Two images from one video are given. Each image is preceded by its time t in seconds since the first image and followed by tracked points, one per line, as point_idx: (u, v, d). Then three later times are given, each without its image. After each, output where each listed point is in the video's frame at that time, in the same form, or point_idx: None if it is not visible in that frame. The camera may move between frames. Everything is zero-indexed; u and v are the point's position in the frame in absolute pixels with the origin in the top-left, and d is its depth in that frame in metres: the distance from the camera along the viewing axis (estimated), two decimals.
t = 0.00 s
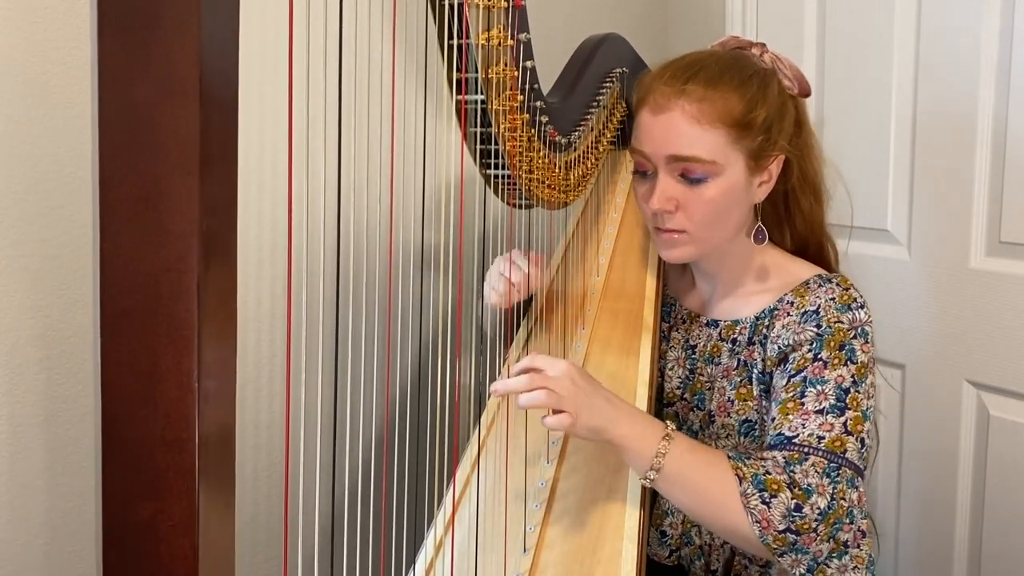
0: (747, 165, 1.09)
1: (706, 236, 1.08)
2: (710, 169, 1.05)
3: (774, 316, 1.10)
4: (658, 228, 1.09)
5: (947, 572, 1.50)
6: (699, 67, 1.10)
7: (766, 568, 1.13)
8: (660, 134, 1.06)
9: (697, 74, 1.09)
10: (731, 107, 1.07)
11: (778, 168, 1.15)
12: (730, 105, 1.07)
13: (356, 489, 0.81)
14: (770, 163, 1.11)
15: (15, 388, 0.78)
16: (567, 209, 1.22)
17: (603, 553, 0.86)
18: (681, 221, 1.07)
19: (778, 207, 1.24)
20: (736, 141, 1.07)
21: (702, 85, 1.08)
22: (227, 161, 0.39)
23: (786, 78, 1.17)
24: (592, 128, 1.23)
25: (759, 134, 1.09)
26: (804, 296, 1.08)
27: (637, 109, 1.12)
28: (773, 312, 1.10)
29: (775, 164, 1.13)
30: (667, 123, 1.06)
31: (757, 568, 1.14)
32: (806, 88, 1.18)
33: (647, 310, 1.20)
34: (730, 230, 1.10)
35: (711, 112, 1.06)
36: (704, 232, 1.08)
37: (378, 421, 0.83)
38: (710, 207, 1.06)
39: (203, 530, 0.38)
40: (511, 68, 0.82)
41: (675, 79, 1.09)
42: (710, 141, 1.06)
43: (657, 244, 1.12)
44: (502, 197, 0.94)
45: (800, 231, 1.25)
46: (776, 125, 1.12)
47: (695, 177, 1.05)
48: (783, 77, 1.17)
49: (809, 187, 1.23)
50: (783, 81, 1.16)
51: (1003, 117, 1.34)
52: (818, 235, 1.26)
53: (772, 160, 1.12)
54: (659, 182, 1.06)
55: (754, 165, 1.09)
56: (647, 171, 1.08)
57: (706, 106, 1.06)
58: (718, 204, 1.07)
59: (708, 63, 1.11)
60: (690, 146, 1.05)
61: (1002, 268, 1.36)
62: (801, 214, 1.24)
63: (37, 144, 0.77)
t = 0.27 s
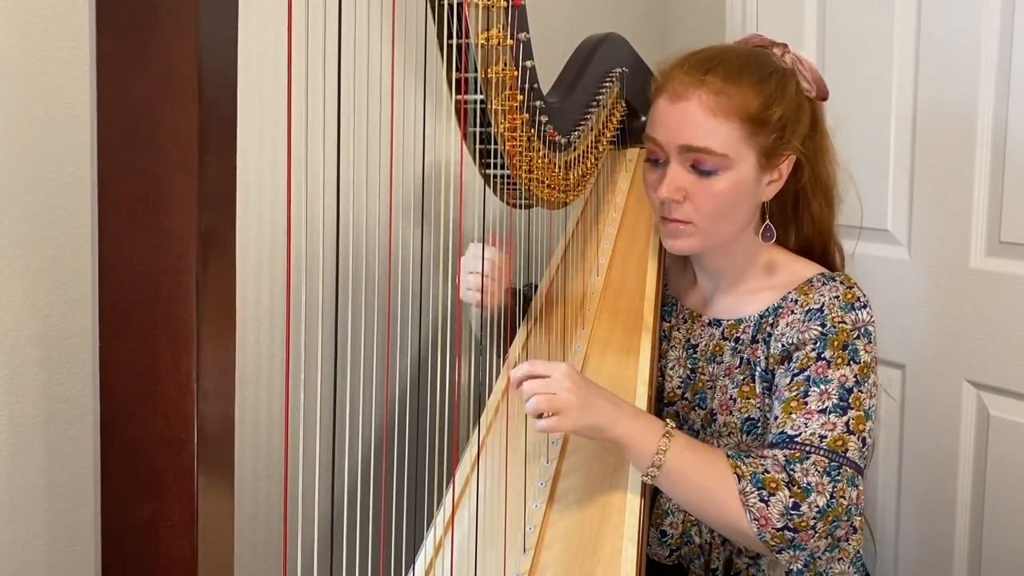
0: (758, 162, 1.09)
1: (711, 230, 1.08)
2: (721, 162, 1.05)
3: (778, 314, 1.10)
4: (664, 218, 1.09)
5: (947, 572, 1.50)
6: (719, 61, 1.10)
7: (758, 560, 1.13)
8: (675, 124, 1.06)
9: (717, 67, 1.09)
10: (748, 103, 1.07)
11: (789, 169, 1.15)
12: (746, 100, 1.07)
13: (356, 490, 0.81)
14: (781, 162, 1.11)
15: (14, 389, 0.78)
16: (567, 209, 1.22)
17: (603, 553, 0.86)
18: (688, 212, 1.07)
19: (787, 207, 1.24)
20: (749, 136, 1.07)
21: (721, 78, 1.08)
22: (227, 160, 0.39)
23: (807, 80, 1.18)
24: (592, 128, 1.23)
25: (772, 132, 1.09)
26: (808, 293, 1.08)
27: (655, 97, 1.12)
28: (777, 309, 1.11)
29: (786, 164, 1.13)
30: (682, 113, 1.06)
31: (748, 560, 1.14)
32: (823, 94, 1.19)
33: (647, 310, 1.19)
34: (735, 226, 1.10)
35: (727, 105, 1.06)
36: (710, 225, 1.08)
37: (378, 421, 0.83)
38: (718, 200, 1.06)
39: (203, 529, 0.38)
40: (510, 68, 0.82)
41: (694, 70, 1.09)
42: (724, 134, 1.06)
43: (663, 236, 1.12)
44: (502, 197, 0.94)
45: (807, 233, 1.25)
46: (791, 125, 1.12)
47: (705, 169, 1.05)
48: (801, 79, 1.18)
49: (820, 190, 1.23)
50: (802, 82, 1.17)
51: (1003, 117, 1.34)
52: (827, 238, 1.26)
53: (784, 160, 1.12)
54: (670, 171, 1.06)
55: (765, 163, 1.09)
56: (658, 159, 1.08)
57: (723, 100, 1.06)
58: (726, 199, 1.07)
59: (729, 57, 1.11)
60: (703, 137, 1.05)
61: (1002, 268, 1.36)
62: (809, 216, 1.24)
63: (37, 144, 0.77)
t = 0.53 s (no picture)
0: (763, 162, 1.09)
1: (712, 224, 1.08)
2: (724, 158, 1.06)
3: (783, 310, 1.11)
4: (666, 210, 1.10)
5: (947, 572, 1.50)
6: (732, 58, 1.10)
7: (775, 564, 1.13)
8: (682, 117, 1.07)
9: (729, 64, 1.09)
10: (755, 102, 1.07)
11: (796, 172, 1.14)
12: (753, 99, 1.07)
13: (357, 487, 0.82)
14: (787, 162, 1.11)
15: (15, 388, 0.78)
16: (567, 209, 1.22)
17: (603, 553, 0.87)
18: (689, 205, 1.08)
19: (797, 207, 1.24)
20: (754, 135, 1.07)
21: (731, 76, 1.08)
22: (228, 160, 0.39)
23: (824, 84, 1.16)
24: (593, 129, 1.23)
25: (779, 133, 1.08)
26: (813, 289, 1.09)
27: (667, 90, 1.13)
28: (782, 305, 1.11)
29: (794, 165, 1.13)
30: (690, 108, 1.07)
31: (764, 566, 1.13)
32: (842, 99, 1.17)
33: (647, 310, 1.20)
34: (736, 224, 1.10)
35: (734, 102, 1.06)
36: (710, 220, 1.08)
37: (379, 420, 0.83)
38: (720, 196, 1.07)
39: (204, 529, 0.38)
40: (511, 69, 0.81)
41: (705, 65, 1.10)
42: (730, 132, 1.06)
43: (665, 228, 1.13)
44: (502, 198, 0.94)
45: (815, 233, 1.25)
46: (799, 128, 1.11)
47: (708, 164, 1.06)
48: (819, 83, 1.16)
49: (832, 194, 1.23)
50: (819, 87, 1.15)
51: (1003, 118, 1.34)
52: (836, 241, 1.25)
53: (790, 162, 1.11)
54: (674, 163, 1.08)
55: (771, 164, 1.09)
56: (666, 151, 1.10)
57: (730, 97, 1.07)
58: (728, 195, 1.07)
59: (742, 55, 1.11)
60: (708, 132, 1.06)
61: (1002, 268, 1.36)
62: (818, 216, 1.24)
63: (37, 144, 0.77)
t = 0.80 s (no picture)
0: (768, 167, 1.09)
1: (712, 224, 1.09)
2: (728, 159, 1.06)
3: (786, 307, 1.11)
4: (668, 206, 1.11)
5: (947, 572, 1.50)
6: (746, 60, 1.11)
7: (777, 557, 1.12)
8: (690, 115, 1.08)
9: (742, 66, 1.10)
10: (762, 107, 1.07)
11: (803, 179, 1.14)
12: (762, 103, 1.07)
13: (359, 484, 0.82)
14: (792, 169, 1.11)
15: (15, 389, 0.78)
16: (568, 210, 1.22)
17: (604, 553, 0.87)
18: (691, 202, 1.08)
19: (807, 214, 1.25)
20: (760, 139, 1.07)
21: (743, 78, 1.08)
22: (233, 162, 0.39)
23: (841, 92, 1.16)
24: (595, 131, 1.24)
25: (785, 139, 1.09)
26: (817, 287, 1.10)
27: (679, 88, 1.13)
28: (785, 303, 1.12)
29: (800, 172, 1.13)
30: (698, 108, 1.07)
31: (767, 557, 1.13)
32: (856, 107, 1.18)
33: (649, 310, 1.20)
34: (737, 225, 1.10)
35: (742, 105, 1.06)
36: (711, 220, 1.09)
37: (381, 420, 0.84)
38: (721, 196, 1.07)
39: (209, 525, 0.39)
40: (513, 71, 0.81)
41: (718, 66, 1.10)
42: (736, 134, 1.06)
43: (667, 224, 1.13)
44: (504, 199, 0.94)
45: (822, 237, 1.25)
46: (808, 134, 1.12)
47: (713, 164, 1.07)
48: (835, 91, 1.16)
49: (844, 199, 1.23)
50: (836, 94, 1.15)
51: (1003, 120, 1.34)
52: (845, 248, 1.25)
53: (795, 169, 1.11)
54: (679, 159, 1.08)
55: (775, 169, 1.09)
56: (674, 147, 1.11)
57: (739, 99, 1.07)
58: (730, 196, 1.08)
59: (756, 57, 1.11)
60: (715, 133, 1.06)
61: (1002, 268, 1.36)
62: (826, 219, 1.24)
63: (37, 144, 0.76)
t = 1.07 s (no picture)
0: (787, 171, 1.09)
1: (728, 226, 1.09)
2: (750, 161, 1.07)
3: (786, 313, 1.11)
4: (685, 204, 1.11)
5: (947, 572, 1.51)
6: (773, 62, 1.11)
7: (746, 554, 1.14)
8: (713, 115, 1.08)
9: (769, 68, 1.10)
10: (788, 110, 1.07)
11: (818, 185, 1.15)
12: (786, 106, 1.07)
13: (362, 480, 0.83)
14: (810, 174, 1.11)
15: (17, 389, 0.78)
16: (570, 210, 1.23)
17: (605, 553, 0.87)
18: (709, 202, 1.09)
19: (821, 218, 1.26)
20: (783, 143, 1.08)
21: (769, 80, 1.08)
22: (239, 163, 0.40)
23: (859, 100, 1.16)
24: (597, 133, 1.24)
25: (807, 145, 1.09)
26: (818, 296, 1.10)
27: (703, 86, 1.13)
28: (785, 309, 1.12)
29: (817, 177, 1.13)
30: (723, 108, 1.07)
31: (736, 555, 1.15)
32: (875, 115, 1.18)
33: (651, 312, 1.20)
34: (752, 227, 1.11)
35: (767, 107, 1.07)
36: (727, 221, 1.09)
37: (384, 418, 0.84)
38: (740, 198, 1.08)
39: (214, 521, 0.39)
40: (516, 72, 0.82)
41: (746, 67, 1.10)
42: (760, 135, 1.07)
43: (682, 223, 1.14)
44: (507, 200, 0.94)
45: (834, 245, 1.25)
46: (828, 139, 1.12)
47: (733, 165, 1.07)
48: (854, 97, 1.16)
49: (859, 207, 1.23)
50: (854, 102, 1.16)
51: (1003, 122, 1.35)
52: (858, 254, 1.25)
53: (813, 175, 1.12)
54: (700, 159, 1.09)
55: (795, 173, 1.10)
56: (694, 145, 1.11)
57: (765, 101, 1.07)
58: (748, 198, 1.08)
59: (784, 60, 1.11)
60: (738, 134, 1.06)
61: (1002, 268, 1.37)
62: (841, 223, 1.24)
63: (39, 143, 0.76)
